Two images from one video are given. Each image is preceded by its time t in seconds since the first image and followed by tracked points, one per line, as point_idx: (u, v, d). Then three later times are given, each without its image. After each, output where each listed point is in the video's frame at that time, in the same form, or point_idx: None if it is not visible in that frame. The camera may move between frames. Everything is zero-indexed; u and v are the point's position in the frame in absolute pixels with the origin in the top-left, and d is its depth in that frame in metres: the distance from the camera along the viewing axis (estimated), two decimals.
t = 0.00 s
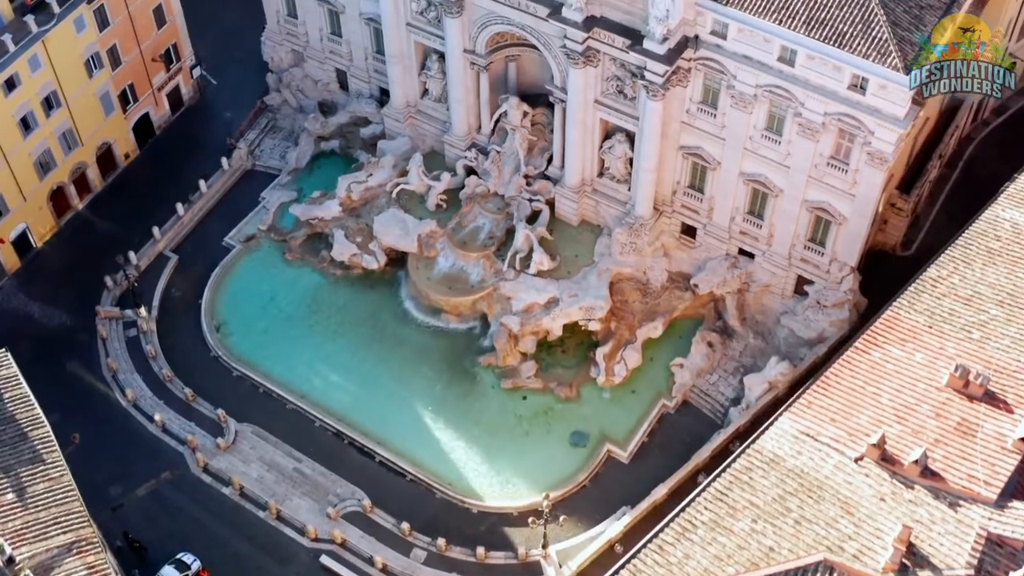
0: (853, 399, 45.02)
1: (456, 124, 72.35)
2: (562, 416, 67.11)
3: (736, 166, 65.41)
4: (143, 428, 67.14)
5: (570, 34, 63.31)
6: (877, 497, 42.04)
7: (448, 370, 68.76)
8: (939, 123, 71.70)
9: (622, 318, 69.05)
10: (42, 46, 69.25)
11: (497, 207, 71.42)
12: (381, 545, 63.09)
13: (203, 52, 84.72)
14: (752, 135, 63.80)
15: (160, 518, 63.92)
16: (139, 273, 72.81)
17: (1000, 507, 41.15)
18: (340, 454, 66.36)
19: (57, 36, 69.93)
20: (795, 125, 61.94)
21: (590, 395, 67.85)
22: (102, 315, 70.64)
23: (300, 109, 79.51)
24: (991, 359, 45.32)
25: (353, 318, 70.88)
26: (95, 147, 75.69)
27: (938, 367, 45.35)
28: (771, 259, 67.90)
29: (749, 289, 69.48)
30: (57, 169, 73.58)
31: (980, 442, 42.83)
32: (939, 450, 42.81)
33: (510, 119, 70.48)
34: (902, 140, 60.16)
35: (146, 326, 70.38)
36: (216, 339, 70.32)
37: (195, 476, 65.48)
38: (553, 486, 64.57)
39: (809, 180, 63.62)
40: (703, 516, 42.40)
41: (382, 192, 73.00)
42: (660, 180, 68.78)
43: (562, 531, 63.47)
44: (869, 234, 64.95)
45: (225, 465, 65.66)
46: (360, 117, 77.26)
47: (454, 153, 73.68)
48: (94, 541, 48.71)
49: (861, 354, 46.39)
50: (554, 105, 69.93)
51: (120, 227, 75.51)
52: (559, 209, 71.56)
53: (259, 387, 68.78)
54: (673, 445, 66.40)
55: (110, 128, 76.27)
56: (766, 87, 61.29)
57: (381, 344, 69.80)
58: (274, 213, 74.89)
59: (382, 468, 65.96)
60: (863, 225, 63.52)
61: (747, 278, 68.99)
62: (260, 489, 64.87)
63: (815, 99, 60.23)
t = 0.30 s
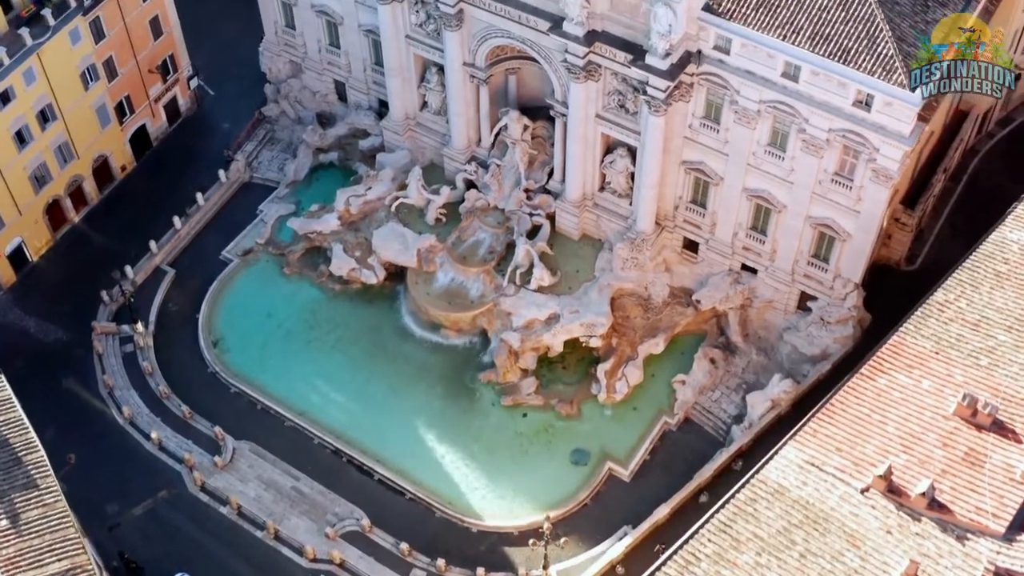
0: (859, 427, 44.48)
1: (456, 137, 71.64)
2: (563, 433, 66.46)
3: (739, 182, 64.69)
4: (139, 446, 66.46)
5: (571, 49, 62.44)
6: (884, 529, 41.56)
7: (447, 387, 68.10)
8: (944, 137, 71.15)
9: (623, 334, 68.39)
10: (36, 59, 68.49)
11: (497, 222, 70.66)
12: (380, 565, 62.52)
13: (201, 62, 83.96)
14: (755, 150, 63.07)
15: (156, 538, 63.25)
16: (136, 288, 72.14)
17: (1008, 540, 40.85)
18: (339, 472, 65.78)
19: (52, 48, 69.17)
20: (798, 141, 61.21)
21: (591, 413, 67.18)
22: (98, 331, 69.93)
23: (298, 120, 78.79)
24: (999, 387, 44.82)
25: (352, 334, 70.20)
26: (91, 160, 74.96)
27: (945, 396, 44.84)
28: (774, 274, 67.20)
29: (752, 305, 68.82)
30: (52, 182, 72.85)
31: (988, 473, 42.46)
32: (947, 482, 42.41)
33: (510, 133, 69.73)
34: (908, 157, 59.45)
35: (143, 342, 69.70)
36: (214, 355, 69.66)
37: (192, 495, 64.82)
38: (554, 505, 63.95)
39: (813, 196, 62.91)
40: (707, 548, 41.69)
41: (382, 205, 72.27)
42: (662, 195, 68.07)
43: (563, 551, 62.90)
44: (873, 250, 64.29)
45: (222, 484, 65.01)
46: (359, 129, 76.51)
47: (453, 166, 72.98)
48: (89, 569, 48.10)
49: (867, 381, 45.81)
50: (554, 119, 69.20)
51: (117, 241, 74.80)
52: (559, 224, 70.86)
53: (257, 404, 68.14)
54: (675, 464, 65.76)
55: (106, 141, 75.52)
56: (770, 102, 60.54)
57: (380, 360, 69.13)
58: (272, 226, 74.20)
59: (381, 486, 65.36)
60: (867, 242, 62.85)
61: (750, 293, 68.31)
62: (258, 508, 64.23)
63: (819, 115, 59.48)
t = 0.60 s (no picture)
0: (867, 465, 43.89)
1: (455, 154, 70.71)
2: (564, 456, 65.60)
3: (743, 202, 63.74)
4: (135, 469, 65.65)
5: (571, 68, 61.29)
6: (892, 572, 40.91)
7: (447, 408, 67.23)
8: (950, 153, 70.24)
9: (625, 355, 67.50)
10: (30, 76, 67.46)
11: (497, 240, 69.64)
12: None
13: (198, 75, 83.00)
14: (759, 170, 62.09)
15: (152, 564, 62.46)
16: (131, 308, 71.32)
17: None
18: (337, 496, 64.98)
19: (46, 65, 68.15)
20: (803, 162, 60.23)
21: (592, 435, 66.32)
22: (93, 351, 69.08)
23: (296, 135, 77.88)
24: (1010, 423, 44.15)
25: (350, 354, 69.31)
26: (86, 176, 74.06)
27: (955, 432, 44.19)
28: (777, 295, 66.29)
29: (755, 325, 67.91)
30: (47, 200, 71.96)
31: (999, 514, 41.83)
32: (957, 522, 41.78)
33: (510, 150, 68.74)
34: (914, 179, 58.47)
35: (138, 363, 68.85)
36: (210, 376, 68.80)
37: (188, 519, 64.01)
38: (555, 529, 63.14)
39: (818, 217, 61.96)
40: None
41: (380, 223, 71.28)
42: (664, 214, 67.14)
43: None
44: (878, 271, 63.37)
45: (219, 508, 64.21)
46: (358, 144, 75.54)
47: (453, 183, 72.06)
48: None
49: (875, 416, 45.18)
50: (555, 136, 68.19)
51: (112, 259, 73.95)
52: (560, 242, 69.92)
53: (254, 426, 67.29)
54: (677, 487, 64.92)
55: (102, 157, 74.61)
56: (774, 123, 59.52)
57: (379, 381, 68.25)
58: (269, 243, 73.31)
59: (380, 510, 64.54)
60: (873, 263, 61.92)
61: (753, 313, 67.39)
62: (255, 533, 63.45)
63: (824, 136, 58.48)
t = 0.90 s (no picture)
0: (872, 493, 43.61)
1: (455, 167, 70.10)
2: (565, 473, 65.02)
3: (745, 217, 63.11)
4: (132, 486, 65.08)
5: (573, 82, 60.58)
6: None
7: (446, 424, 66.64)
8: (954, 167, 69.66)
9: (626, 371, 66.88)
10: (26, 89, 66.73)
11: (498, 254, 69.00)
12: None
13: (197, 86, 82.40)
14: (762, 186, 61.43)
15: None
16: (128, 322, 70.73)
17: None
18: (336, 513, 64.43)
19: (42, 77, 67.45)
20: (807, 178, 59.57)
21: (593, 452, 65.76)
22: (90, 366, 68.50)
23: (294, 146, 77.31)
24: (1017, 450, 43.90)
25: (349, 369, 68.72)
26: (83, 189, 73.43)
27: (962, 459, 43.95)
28: (780, 310, 65.67)
29: (758, 340, 67.30)
30: (43, 213, 71.33)
31: (1007, 544, 41.48)
32: (965, 552, 41.40)
33: (511, 164, 68.05)
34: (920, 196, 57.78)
35: (136, 378, 68.27)
36: (208, 392, 68.23)
37: (185, 537, 63.45)
38: (555, 548, 62.58)
39: (821, 233, 61.31)
40: None
41: (379, 236, 70.59)
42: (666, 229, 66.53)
43: None
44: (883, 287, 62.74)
45: (217, 526, 63.64)
46: (357, 156, 74.88)
47: (452, 196, 71.45)
48: None
49: (880, 442, 45.00)
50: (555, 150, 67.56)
51: (109, 272, 73.37)
52: (561, 256, 69.29)
53: (252, 442, 66.72)
54: (679, 505, 64.32)
55: (98, 169, 73.96)
56: (777, 138, 58.81)
57: (378, 397, 67.66)
58: (267, 256, 72.70)
59: (379, 528, 63.98)
60: (877, 280, 61.30)
61: (756, 329, 66.80)
62: (253, 551, 62.88)
63: (829, 152, 57.76)
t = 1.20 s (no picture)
0: (879, 524, 43.24)
1: (454, 181, 69.40)
2: (566, 492, 64.36)
3: (749, 234, 62.40)
4: (129, 505, 64.46)
5: (574, 98, 59.86)
6: None
7: (446, 442, 65.99)
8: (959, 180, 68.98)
9: (628, 388, 66.20)
10: (21, 103, 65.99)
11: (498, 269, 68.31)
12: None
13: (194, 97, 81.77)
14: (766, 203, 60.74)
15: None
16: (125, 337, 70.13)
17: None
18: (335, 532, 63.80)
19: (38, 91, 66.72)
20: (811, 196, 58.85)
21: (594, 470, 65.11)
22: (87, 383, 67.88)
23: (293, 158, 76.61)
24: None
25: (348, 386, 68.07)
26: (79, 202, 72.76)
27: (970, 489, 43.71)
28: (783, 327, 65.03)
29: (761, 356, 66.67)
30: (39, 227, 70.65)
31: None
32: None
33: (511, 178, 67.33)
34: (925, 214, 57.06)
35: (132, 395, 67.64)
36: (205, 408, 67.58)
37: (183, 557, 62.84)
38: (557, 568, 61.96)
39: (825, 250, 60.60)
40: None
41: (378, 251, 69.90)
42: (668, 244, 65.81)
43: None
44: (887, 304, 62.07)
45: (215, 546, 63.04)
46: (356, 169, 74.19)
47: (452, 210, 70.75)
48: None
49: (887, 471, 44.54)
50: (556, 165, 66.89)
51: (106, 286, 72.73)
52: (562, 271, 68.61)
53: (250, 459, 66.07)
54: (681, 524, 63.67)
55: (95, 182, 73.29)
56: (781, 155, 58.08)
57: (377, 414, 66.98)
58: (265, 270, 72.01)
59: (378, 548, 63.34)
60: (881, 297, 60.62)
61: (759, 345, 66.16)
62: (251, 571, 62.29)
63: (833, 169, 57.03)
